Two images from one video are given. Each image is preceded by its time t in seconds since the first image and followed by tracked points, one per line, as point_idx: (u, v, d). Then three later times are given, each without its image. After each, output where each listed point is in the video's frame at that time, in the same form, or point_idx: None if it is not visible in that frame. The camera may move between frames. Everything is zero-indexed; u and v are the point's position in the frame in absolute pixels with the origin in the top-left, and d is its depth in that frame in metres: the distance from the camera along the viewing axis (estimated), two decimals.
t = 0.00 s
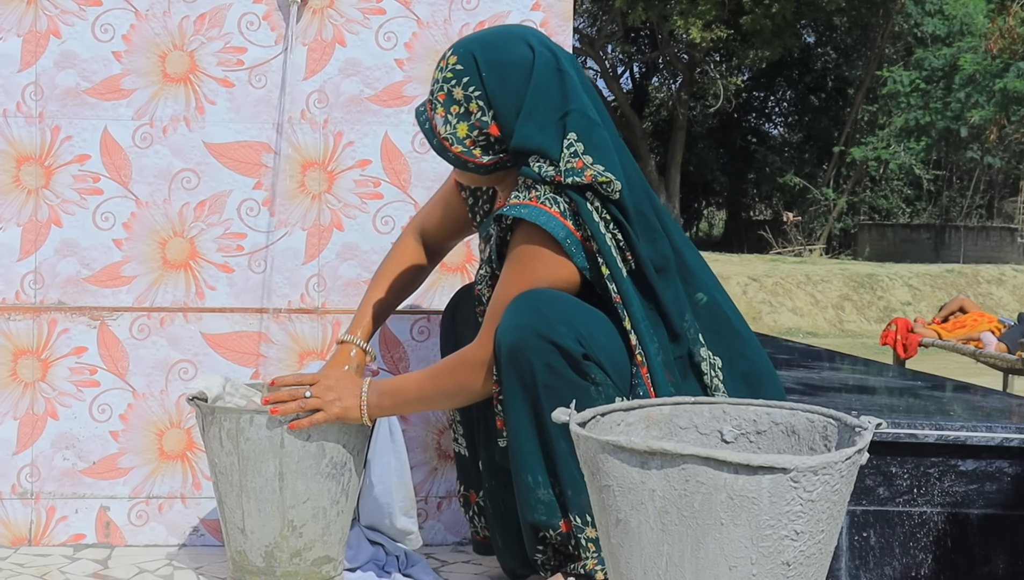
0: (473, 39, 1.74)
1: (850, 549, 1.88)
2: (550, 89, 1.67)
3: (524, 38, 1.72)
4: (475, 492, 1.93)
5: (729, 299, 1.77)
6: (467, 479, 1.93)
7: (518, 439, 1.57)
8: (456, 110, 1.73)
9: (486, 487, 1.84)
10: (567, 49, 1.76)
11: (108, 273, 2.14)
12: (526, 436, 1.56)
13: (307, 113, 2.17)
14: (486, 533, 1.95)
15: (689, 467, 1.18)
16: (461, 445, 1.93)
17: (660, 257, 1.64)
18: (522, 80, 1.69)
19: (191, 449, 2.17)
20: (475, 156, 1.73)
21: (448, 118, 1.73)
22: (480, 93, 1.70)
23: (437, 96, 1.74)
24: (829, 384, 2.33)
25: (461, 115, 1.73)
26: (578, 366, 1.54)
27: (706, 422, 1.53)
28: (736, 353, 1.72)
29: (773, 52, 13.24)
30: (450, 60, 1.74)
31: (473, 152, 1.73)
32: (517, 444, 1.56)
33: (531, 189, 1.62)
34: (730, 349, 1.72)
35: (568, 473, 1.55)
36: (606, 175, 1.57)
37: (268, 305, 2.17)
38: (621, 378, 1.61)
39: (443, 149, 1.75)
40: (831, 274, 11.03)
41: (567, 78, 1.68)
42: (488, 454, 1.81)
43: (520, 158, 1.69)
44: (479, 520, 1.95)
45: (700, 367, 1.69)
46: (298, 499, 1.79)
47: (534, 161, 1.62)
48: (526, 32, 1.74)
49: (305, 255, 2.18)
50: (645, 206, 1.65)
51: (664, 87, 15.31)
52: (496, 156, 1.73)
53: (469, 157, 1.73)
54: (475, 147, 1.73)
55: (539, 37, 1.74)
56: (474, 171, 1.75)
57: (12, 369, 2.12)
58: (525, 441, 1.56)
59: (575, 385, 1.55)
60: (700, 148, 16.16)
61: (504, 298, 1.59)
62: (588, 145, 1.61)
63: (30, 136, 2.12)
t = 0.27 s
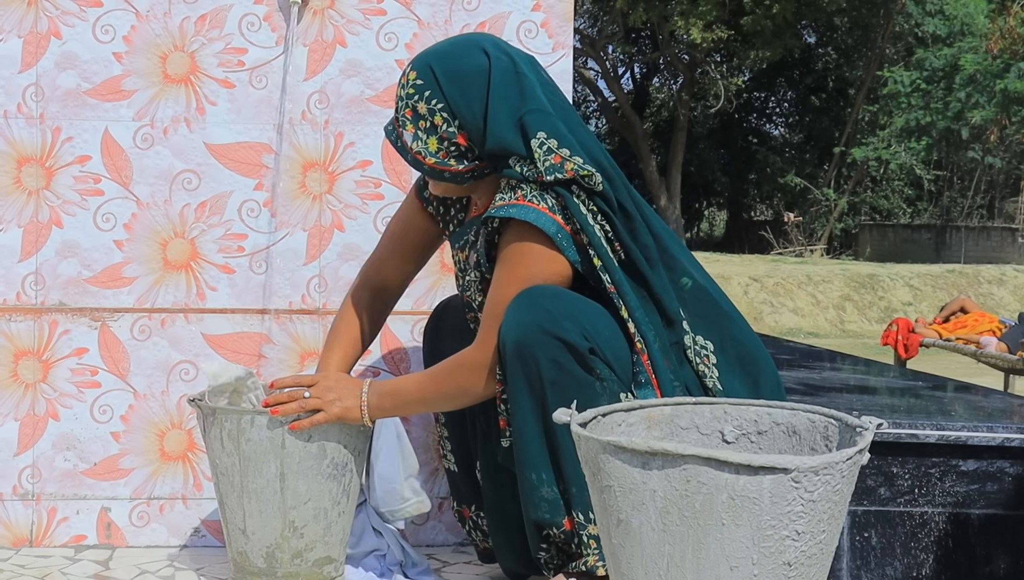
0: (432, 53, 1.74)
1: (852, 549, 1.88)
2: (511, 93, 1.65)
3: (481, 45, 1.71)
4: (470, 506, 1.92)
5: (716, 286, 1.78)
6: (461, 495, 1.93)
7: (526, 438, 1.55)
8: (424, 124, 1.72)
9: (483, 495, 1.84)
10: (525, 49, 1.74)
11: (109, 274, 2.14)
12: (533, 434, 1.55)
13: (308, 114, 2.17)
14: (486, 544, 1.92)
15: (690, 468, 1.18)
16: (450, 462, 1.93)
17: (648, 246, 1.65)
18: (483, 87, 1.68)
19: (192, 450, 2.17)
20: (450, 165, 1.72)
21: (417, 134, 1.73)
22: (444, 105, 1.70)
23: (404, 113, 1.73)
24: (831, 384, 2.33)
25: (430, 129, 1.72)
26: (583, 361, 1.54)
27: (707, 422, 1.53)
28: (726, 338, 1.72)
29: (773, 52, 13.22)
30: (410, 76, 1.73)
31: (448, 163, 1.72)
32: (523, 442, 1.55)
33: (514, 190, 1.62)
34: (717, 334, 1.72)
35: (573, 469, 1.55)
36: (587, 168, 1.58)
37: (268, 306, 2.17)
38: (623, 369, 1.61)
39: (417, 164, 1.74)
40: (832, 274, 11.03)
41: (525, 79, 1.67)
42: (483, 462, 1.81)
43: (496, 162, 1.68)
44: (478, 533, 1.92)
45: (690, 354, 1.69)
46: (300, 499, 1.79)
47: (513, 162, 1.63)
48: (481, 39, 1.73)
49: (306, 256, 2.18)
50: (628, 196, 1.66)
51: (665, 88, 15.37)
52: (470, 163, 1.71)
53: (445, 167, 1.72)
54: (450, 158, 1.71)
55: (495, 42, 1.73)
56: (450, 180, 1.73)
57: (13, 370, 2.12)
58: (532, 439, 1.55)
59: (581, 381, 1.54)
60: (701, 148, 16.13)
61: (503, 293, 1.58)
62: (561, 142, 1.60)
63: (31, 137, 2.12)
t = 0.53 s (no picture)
0: (488, 38, 1.73)
1: (851, 548, 1.88)
2: (565, 87, 1.66)
3: (536, 34, 1.71)
4: (479, 482, 1.93)
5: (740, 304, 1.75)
6: (471, 467, 1.94)
7: (520, 439, 1.56)
8: (477, 111, 1.73)
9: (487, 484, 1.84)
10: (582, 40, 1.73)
11: (108, 276, 2.14)
12: (527, 434, 1.56)
13: (307, 114, 2.17)
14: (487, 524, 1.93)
15: (689, 468, 1.18)
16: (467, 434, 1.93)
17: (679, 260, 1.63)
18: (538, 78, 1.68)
19: (191, 451, 2.17)
20: (500, 152, 1.73)
21: (471, 119, 1.73)
22: (498, 93, 1.70)
23: (459, 98, 1.74)
24: (830, 384, 2.33)
25: (482, 116, 1.73)
26: (579, 365, 1.54)
27: (706, 422, 1.53)
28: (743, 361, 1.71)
29: (771, 52, 13.24)
30: (467, 60, 1.73)
31: (498, 150, 1.73)
32: (517, 443, 1.56)
33: (556, 185, 1.61)
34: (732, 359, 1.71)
35: (570, 470, 1.54)
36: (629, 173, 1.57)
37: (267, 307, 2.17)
38: (625, 381, 1.61)
39: (466, 150, 1.75)
40: (831, 274, 11.02)
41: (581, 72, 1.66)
42: (489, 449, 1.81)
43: (548, 154, 1.69)
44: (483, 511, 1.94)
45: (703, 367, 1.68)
46: (299, 500, 1.79)
47: (560, 158, 1.62)
48: (537, 27, 1.72)
49: (305, 256, 2.18)
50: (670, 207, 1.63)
51: (661, 89, 15.21)
52: (521, 152, 1.72)
53: (494, 155, 1.73)
54: (500, 146, 1.73)
55: (551, 32, 1.72)
56: (499, 167, 1.74)
57: (12, 371, 2.12)
58: (526, 441, 1.56)
59: (576, 384, 1.55)
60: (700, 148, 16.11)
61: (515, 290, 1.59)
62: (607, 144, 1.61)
63: (30, 138, 2.12)
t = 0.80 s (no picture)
0: (522, 24, 1.72)
1: (851, 548, 1.88)
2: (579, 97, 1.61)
3: (562, 35, 1.66)
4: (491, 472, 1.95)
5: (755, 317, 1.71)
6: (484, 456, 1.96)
7: (516, 443, 1.58)
8: (499, 92, 1.75)
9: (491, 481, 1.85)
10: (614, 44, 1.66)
11: (107, 276, 2.14)
12: (523, 437, 1.57)
13: (307, 114, 2.17)
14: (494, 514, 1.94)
15: (689, 467, 1.18)
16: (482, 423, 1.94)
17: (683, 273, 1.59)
18: (556, 81, 1.65)
19: (191, 451, 2.17)
20: (512, 135, 1.76)
21: (493, 97, 1.76)
22: (518, 82, 1.71)
23: (487, 73, 1.76)
24: (830, 383, 2.33)
25: (503, 98, 1.75)
26: (575, 371, 1.54)
27: (706, 421, 1.52)
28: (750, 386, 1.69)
29: (771, 52, 13.27)
30: (502, 40, 1.74)
31: (511, 133, 1.76)
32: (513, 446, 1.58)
33: (560, 191, 1.62)
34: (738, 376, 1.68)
35: (566, 474, 1.54)
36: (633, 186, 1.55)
37: (267, 307, 2.17)
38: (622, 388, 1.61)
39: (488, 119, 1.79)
40: (831, 274, 11.02)
41: (598, 93, 1.61)
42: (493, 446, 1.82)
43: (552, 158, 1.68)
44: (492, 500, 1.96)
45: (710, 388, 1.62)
46: (299, 500, 1.79)
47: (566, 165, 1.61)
48: (568, 31, 1.67)
49: (305, 256, 2.18)
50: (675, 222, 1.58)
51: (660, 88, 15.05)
52: (530, 142, 1.75)
53: (506, 137, 1.76)
54: (514, 130, 1.75)
55: (580, 32, 1.66)
56: (511, 148, 1.78)
57: (11, 372, 2.12)
58: (522, 444, 1.57)
59: (572, 389, 1.55)
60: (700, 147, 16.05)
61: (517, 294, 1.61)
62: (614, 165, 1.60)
63: (29, 139, 2.12)
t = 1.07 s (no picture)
0: (557, 14, 1.71)
1: (851, 548, 1.88)
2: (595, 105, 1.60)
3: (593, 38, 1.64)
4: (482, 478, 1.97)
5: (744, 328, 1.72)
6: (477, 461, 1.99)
7: (511, 445, 1.58)
8: (517, 74, 1.75)
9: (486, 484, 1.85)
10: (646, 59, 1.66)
11: (107, 277, 2.14)
12: (517, 438, 1.58)
13: (306, 115, 2.17)
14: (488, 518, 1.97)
15: (689, 468, 1.18)
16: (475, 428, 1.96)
17: (674, 278, 1.58)
18: (575, 81, 1.64)
19: (191, 453, 2.17)
20: (519, 120, 1.78)
21: (511, 76, 1.77)
22: (539, 69, 1.71)
23: (510, 51, 1.77)
24: (830, 384, 2.33)
25: (520, 81, 1.75)
26: (568, 373, 1.54)
27: (705, 422, 1.52)
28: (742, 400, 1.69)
29: (770, 53, 13.21)
30: (535, 24, 1.73)
31: (520, 116, 1.77)
32: (507, 447, 1.59)
33: (557, 190, 1.63)
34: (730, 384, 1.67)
35: (564, 478, 1.54)
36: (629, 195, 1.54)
37: (267, 308, 2.17)
38: (616, 389, 1.61)
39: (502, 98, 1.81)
40: (831, 274, 11.02)
41: (614, 106, 1.59)
42: (489, 449, 1.83)
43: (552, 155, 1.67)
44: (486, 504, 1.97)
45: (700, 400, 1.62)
46: (299, 501, 1.79)
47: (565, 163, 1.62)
48: (593, 34, 1.65)
49: (305, 258, 2.18)
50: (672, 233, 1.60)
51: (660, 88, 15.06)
52: (536, 130, 1.78)
53: (514, 118, 1.78)
54: (524, 114, 1.77)
55: (612, 39, 1.64)
56: (515, 131, 1.81)
57: (11, 374, 2.12)
58: (517, 446, 1.58)
59: (565, 390, 1.54)
60: (700, 148, 16.06)
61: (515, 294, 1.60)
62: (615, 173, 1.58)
63: (28, 141, 2.12)
